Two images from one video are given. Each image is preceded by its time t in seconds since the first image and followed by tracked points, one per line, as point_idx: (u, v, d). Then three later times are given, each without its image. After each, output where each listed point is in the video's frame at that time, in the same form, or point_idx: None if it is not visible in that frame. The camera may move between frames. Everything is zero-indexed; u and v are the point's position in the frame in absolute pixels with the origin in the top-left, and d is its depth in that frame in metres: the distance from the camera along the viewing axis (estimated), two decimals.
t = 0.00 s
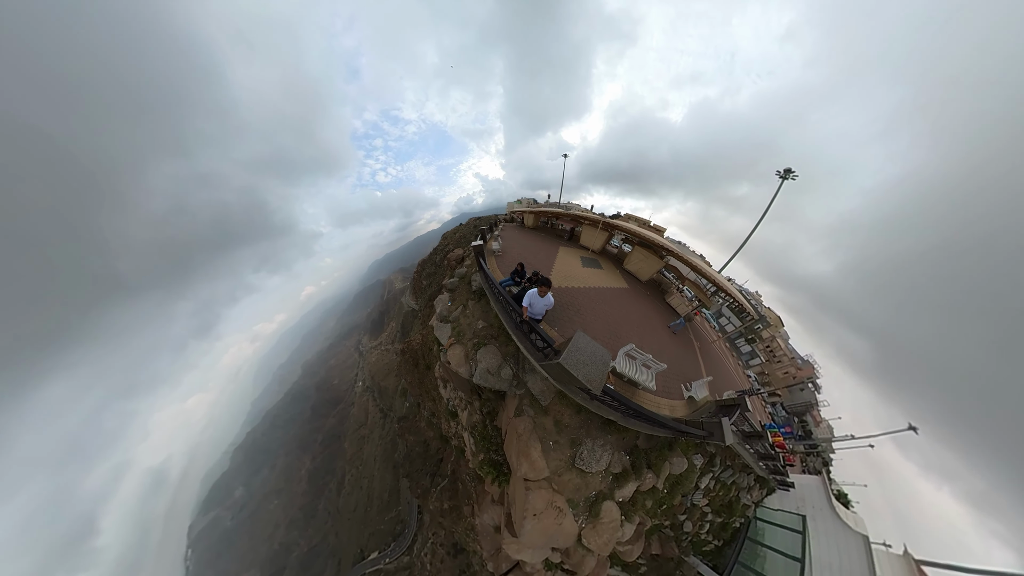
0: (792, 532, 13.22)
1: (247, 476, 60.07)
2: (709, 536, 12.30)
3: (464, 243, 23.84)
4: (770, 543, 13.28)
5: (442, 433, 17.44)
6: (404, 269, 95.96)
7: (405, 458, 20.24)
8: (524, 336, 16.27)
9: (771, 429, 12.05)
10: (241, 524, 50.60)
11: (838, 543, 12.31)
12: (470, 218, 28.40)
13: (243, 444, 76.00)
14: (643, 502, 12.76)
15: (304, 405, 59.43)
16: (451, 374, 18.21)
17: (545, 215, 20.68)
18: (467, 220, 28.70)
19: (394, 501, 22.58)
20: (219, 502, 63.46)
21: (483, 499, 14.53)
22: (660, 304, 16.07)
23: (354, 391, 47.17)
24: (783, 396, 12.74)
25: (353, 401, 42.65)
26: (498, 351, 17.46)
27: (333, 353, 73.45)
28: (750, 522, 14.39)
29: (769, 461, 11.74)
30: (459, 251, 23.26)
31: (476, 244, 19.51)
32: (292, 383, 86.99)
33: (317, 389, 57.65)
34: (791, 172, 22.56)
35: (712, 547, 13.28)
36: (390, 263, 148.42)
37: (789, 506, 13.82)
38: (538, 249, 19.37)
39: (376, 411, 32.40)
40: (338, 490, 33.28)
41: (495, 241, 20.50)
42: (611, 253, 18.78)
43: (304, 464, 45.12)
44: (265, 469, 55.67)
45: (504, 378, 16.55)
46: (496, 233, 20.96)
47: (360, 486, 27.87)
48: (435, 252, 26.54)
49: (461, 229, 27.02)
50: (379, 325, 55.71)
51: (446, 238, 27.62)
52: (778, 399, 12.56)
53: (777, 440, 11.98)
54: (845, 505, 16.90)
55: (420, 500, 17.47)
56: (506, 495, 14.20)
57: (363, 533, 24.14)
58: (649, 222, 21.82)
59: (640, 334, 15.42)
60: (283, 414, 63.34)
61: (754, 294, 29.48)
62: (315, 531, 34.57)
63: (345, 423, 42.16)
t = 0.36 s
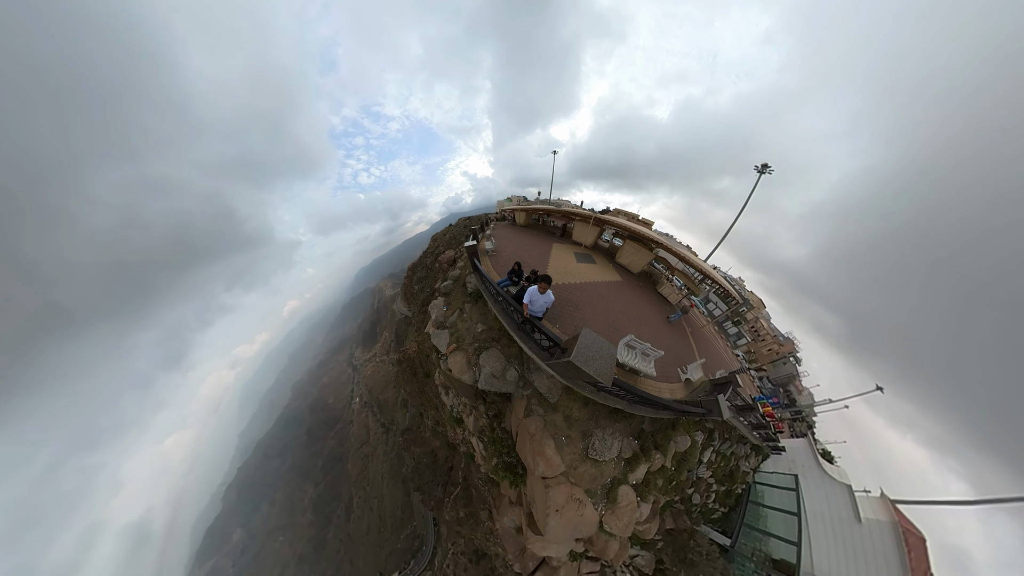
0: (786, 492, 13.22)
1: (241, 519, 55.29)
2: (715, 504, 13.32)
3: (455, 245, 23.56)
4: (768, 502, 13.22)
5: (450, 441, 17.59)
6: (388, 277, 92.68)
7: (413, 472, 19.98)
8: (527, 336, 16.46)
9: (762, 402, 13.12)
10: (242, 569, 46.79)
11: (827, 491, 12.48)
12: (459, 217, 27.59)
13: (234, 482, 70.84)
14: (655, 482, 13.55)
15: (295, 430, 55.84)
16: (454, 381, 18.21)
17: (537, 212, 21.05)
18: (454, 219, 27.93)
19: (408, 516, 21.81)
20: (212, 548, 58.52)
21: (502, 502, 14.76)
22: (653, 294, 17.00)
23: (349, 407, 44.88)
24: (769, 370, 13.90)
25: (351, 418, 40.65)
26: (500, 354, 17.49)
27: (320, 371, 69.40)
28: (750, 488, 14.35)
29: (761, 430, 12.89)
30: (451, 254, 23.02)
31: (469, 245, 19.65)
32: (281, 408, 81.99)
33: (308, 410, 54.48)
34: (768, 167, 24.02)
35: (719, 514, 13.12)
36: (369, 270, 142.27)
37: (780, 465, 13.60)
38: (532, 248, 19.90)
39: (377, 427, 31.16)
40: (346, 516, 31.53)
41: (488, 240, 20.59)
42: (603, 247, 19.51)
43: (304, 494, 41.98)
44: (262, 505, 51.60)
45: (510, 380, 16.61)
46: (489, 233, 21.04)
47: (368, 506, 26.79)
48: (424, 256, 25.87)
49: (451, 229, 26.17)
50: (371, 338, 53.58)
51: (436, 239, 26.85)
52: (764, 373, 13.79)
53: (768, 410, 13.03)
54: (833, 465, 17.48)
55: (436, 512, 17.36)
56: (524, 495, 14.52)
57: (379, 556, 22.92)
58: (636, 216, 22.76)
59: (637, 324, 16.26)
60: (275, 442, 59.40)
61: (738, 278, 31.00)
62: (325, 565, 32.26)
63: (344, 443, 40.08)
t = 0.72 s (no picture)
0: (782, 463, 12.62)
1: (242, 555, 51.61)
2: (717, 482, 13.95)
3: (447, 246, 23.29)
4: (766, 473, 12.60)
5: (456, 446, 17.66)
6: (376, 284, 89.75)
7: (422, 481, 19.80)
8: (525, 335, 16.44)
9: (753, 381, 14.07)
10: None
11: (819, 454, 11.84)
12: (450, 217, 27.01)
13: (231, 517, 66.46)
14: (660, 465, 14.21)
15: (292, 451, 52.99)
16: (455, 386, 18.07)
17: (529, 210, 21.24)
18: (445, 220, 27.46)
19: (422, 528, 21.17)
20: None
21: (514, 502, 14.89)
22: (646, 286, 17.60)
23: (347, 422, 42.85)
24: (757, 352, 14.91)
25: (352, 433, 39.00)
26: (500, 354, 17.39)
27: (312, 387, 66.04)
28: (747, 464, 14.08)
29: (753, 408, 13.80)
30: (444, 255, 22.72)
31: (461, 246, 19.48)
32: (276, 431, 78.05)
33: (304, 430, 51.85)
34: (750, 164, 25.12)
35: (721, 490, 13.46)
36: (352, 277, 136.79)
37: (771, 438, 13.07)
38: (527, 246, 20.04)
39: (379, 439, 30.19)
40: (358, 537, 30.08)
41: (481, 240, 20.57)
42: (596, 242, 19.98)
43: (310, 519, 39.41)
44: (263, 537, 48.46)
45: (512, 380, 16.57)
46: (482, 232, 21.06)
47: (379, 523, 25.93)
48: (415, 258, 25.29)
49: (441, 230, 25.65)
50: (366, 348, 51.63)
51: (426, 240, 26.29)
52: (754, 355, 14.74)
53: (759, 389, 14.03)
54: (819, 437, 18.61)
55: (450, 519, 17.29)
56: (536, 492, 14.70)
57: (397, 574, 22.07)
58: (626, 211, 23.39)
59: (633, 317, 16.84)
60: (271, 467, 56.03)
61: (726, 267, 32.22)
62: None
63: (347, 460, 38.28)
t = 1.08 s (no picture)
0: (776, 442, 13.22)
1: None
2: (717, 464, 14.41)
3: (440, 247, 22.97)
4: (762, 453, 13.22)
5: (461, 450, 17.70)
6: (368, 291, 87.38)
7: (430, 487, 19.71)
8: (525, 334, 16.39)
9: (746, 367, 14.74)
10: None
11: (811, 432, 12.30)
12: (442, 216, 26.50)
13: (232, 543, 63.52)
14: (662, 453, 14.70)
15: (290, 469, 50.87)
16: (456, 389, 17.92)
17: (523, 208, 21.24)
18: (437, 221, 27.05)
19: (434, 535, 20.69)
20: None
21: (524, 500, 15.04)
22: (641, 280, 18.01)
23: (347, 434, 41.47)
24: (749, 339, 15.65)
25: (353, 446, 37.84)
26: (500, 355, 17.32)
27: (306, 400, 63.63)
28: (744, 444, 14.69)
29: (747, 392, 14.41)
30: (437, 256, 22.38)
31: (455, 247, 19.26)
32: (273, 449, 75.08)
33: (302, 445, 49.96)
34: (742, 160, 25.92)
35: (722, 473, 14.08)
36: (340, 283, 132.49)
37: (765, 421, 13.78)
38: (522, 245, 20.10)
39: (381, 449, 29.49)
40: (369, 553, 29.10)
41: (475, 240, 20.43)
42: (591, 239, 20.21)
43: (315, 539, 37.74)
44: (265, 560, 46.29)
45: (514, 380, 16.56)
46: (476, 232, 20.86)
47: (389, 534, 25.30)
48: (408, 261, 24.80)
49: (433, 231, 25.18)
50: (363, 357, 50.16)
51: (419, 242, 25.79)
52: (746, 343, 15.46)
53: (751, 374, 14.77)
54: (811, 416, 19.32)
55: (461, 523, 17.23)
56: (544, 489, 14.84)
57: None
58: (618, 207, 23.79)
59: (629, 311, 17.19)
60: (270, 488, 53.70)
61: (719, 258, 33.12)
62: None
63: (351, 474, 37.01)
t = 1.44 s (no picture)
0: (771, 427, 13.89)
1: None
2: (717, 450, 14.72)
3: (436, 248, 22.74)
4: (760, 439, 13.82)
5: (466, 451, 17.67)
6: (361, 296, 85.61)
7: (436, 491, 19.65)
8: (525, 332, 16.22)
9: (741, 357, 15.22)
10: None
11: (807, 418, 12.90)
12: (436, 216, 26.05)
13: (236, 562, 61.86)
14: (665, 442, 15.05)
15: (291, 482, 49.69)
16: (458, 391, 17.80)
17: (519, 205, 21.21)
18: (431, 220, 26.59)
19: (444, 539, 20.51)
20: None
21: (533, 496, 15.21)
22: (638, 276, 18.31)
23: (349, 444, 40.58)
24: (743, 330, 16.16)
25: (356, 455, 37.08)
26: (502, 355, 17.20)
27: (304, 411, 62.18)
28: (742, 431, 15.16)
29: (743, 380, 14.80)
30: (433, 257, 22.11)
31: (452, 246, 19.02)
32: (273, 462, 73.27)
33: (302, 458, 48.71)
34: (734, 156, 26.43)
35: (722, 459, 14.56)
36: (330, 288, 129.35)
37: (761, 408, 14.50)
38: (519, 243, 20.12)
39: (384, 457, 29.07)
40: (379, 563, 28.62)
41: (472, 239, 20.39)
42: (587, 236, 20.34)
43: (322, 553, 36.82)
44: None
45: (517, 378, 16.49)
46: (471, 230, 21.08)
47: (398, 542, 25.00)
48: (403, 263, 24.38)
49: (428, 232, 24.80)
50: (360, 364, 49.11)
51: (413, 243, 25.35)
52: (740, 333, 15.97)
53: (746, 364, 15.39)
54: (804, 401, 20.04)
55: (471, 525, 17.30)
56: (552, 485, 15.00)
57: None
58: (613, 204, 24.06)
59: (627, 306, 17.31)
60: (271, 502, 52.36)
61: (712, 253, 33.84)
62: None
63: (355, 485, 36.26)
